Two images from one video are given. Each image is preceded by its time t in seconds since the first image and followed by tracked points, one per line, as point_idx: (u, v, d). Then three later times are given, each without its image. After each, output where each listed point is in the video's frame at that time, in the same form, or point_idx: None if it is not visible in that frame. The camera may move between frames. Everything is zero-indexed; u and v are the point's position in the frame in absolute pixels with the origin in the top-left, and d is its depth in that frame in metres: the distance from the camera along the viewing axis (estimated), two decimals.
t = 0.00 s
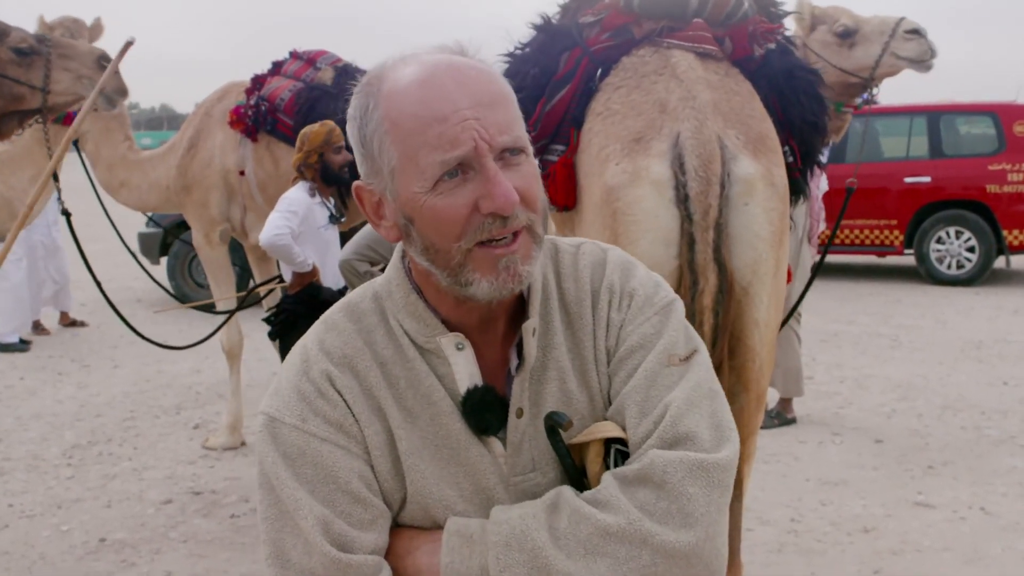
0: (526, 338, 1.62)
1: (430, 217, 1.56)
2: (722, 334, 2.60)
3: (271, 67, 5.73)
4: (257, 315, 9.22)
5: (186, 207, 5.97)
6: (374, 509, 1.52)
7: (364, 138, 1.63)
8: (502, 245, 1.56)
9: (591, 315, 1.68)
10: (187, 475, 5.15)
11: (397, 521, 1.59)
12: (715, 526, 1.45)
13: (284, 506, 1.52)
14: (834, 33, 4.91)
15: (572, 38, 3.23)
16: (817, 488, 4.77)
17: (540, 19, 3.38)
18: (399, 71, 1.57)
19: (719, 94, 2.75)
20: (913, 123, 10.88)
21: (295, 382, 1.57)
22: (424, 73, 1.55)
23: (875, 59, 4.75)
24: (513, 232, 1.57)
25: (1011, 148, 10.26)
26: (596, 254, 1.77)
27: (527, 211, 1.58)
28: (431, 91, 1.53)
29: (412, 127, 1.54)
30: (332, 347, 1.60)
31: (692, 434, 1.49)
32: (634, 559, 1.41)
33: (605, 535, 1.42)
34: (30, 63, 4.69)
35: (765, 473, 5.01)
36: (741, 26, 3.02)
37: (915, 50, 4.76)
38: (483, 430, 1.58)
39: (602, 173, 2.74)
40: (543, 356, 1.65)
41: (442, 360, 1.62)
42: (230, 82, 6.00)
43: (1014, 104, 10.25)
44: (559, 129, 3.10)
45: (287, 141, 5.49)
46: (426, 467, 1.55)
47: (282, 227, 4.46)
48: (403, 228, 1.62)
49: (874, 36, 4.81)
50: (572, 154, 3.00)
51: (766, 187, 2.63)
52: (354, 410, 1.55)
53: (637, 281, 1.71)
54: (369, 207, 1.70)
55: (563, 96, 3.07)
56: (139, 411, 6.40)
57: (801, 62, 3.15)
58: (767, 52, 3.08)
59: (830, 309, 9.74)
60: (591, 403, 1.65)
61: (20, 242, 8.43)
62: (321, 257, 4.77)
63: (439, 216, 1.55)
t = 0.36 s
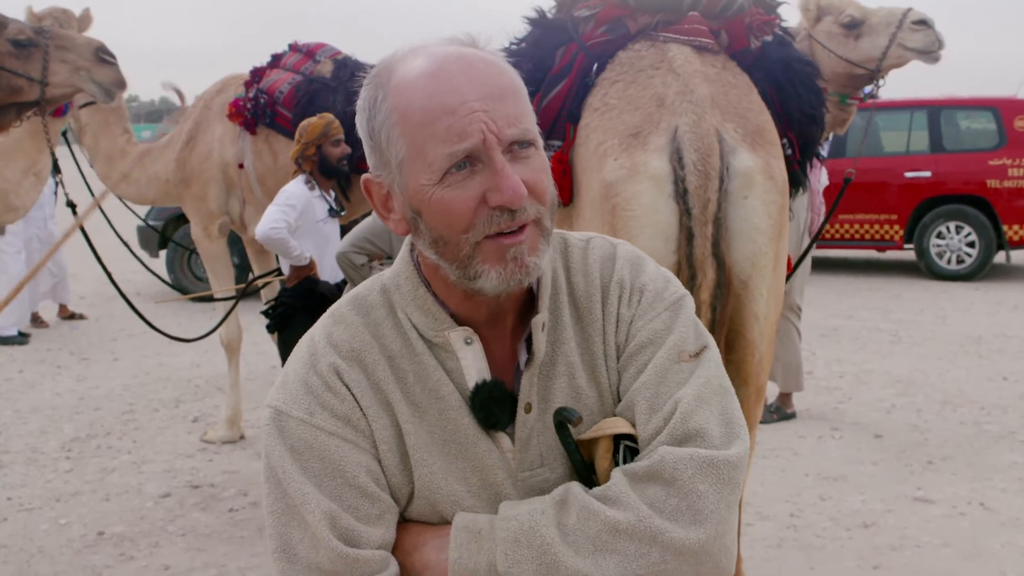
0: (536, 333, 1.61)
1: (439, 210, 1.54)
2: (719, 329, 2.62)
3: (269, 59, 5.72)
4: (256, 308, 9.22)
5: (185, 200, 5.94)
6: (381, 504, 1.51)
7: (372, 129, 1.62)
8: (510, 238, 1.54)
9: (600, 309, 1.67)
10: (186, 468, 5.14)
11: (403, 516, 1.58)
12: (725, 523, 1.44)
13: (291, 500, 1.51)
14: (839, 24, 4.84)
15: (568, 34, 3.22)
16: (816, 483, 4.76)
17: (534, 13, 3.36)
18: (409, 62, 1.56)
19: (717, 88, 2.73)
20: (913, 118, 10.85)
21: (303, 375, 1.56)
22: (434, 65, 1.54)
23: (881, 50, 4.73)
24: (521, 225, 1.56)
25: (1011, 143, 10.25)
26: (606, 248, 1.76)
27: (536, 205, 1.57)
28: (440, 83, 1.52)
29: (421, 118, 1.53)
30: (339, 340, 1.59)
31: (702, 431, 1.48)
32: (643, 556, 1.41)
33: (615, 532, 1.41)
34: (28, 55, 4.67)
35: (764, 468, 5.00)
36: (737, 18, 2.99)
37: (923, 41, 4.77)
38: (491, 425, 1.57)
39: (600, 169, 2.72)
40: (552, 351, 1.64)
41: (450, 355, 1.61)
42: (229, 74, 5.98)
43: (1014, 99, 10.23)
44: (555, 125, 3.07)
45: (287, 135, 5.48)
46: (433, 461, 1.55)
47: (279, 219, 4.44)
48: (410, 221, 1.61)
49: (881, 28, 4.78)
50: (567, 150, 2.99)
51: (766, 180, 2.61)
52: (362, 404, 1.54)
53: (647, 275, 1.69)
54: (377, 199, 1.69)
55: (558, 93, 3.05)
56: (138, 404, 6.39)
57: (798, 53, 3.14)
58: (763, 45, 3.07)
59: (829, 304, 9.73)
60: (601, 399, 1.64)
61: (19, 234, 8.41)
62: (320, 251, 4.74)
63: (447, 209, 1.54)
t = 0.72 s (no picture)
0: (535, 328, 1.60)
1: (439, 206, 1.54)
2: (732, 330, 2.55)
3: (276, 58, 5.71)
4: (262, 308, 9.22)
5: (192, 200, 5.94)
6: (382, 497, 1.51)
7: (374, 127, 1.61)
8: (510, 235, 1.54)
9: (601, 306, 1.66)
10: (193, 468, 5.14)
11: (404, 510, 1.57)
12: (722, 516, 1.43)
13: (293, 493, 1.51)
14: (849, 20, 4.82)
15: (574, 32, 3.21)
16: (824, 483, 4.74)
17: (541, 11, 3.35)
18: (410, 60, 1.55)
19: (725, 87, 2.71)
20: (920, 116, 10.79)
21: (305, 370, 1.56)
22: (435, 62, 1.53)
23: (893, 47, 4.72)
24: (521, 222, 1.55)
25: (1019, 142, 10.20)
26: (606, 247, 1.75)
27: (536, 202, 1.56)
28: (441, 81, 1.51)
29: (422, 115, 1.52)
30: (342, 335, 1.59)
31: (700, 425, 1.48)
32: (640, 549, 1.40)
33: (613, 524, 1.40)
34: (34, 55, 4.67)
35: (772, 467, 4.98)
36: (747, 16, 2.96)
37: (936, 37, 4.79)
38: (492, 420, 1.56)
39: (607, 168, 2.71)
40: (552, 347, 1.63)
41: (451, 350, 1.60)
42: (236, 73, 5.98)
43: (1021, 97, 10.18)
44: (562, 123, 3.06)
45: (294, 134, 5.47)
46: (434, 455, 1.54)
47: (284, 219, 4.44)
48: (412, 217, 1.60)
49: (891, 24, 4.76)
50: (574, 148, 2.98)
51: (774, 180, 2.60)
52: (363, 399, 1.54)
53: (647, 273, 1.68)
54: (379, 196, 1.68)
55: (566, 91, 3.04)
56: (144, 404, 6.39)
57: (806, 51, 3.13)
58: (772, 43, 3.07)
59: (837, 303, 9.70)
60: (600, 395, 1.62)
61: (26, 234, 8.43)
62: (326, 250, 4.72)
63: (447, 206, 1.53)
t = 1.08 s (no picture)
0: (519, 320, 1.60)
1: (423, 201, 1.54)
2: (731, 328, 2.57)
3: (278, 55, 5.69)
4: (263, 306, 9.21)
5: (193, 197, 5.94)
6: (368, 485, 1.50)
7: (361, 124, 1.61)
8: (492, 228, 1.54)
9: (583, 300, 1.66)
10: (193, 466, 5.14)
11: (389, 500, 1.57)
12: (702, 502, 1.42)
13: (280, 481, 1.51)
14: (851, 18, 4.81)
15: (576, 30, 3.21)
16: (825, 482, 4.73)
17: (543, 9, 3.34)
18: (397, 58, 1.56)
19: (728, 85, 2.71)
20: (922, 115, 10.76)
21: (294, 361, 1.56)
22: (421, 60, 1.53)
23: (895, 44, 4.71)
24: (503, 217, 1.55)
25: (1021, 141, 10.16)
26: (589, 243, 1.74)
27: (518, 197, 1.56)
28: (426, 78, 1.52)
29: (408, 112, 1.52)
30: (329, 328, 1.59)
31: (680, 414, 1.47)
32: (620, 533, 1.39)
33: (594, 509, 1.40)
34: (35, 52, 4.67)
35: (773, 466, 4.98)
36: (748, 15, 2.97)
37: (938, 34, 4.76)
38: (476, 410, 1.56)
39: (608, 166, 2.70)
40: (536, 340, 1.62)
41: (437, 342, 1.60)
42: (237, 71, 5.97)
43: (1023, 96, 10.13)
44: (563, 122, 3.06)
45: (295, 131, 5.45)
46: (419, 445, 1.54)
47: (283, 218, 4.43)
48: (397, 212, 1.60)
49: (893, 22, 4.76)
50: (576, 147, 2.98)
51: (776, 179, 2.59)
52: (350, 389, 1.54)
53: (628, 268, 1.68)
54: (366, 192, 1.68)
55: (568, 89, 3.03)
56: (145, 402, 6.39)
57: (808, 50, 3.11)
58: (775, 42, 3.04)
59: (838, 302, 9.69)
60: (583, 385, 1.62)
61: (26, 232, 8.43)
62: (325, 248, 4.72)
63: (431, 200, 1.53)
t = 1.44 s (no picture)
0: (507, 314, 1.61)
1: (411, 196, 1.54)
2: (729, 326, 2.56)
3: (279, 54, 5.69)
4: (263, 304, 9.22)
5: (193, 196, 5.95)
6: (359, 474, 1.51)
7: (351, 122, 1.61)
8: (480, 223, 1.54)
9: (569, 294, 1.66)
10: (193, 464, 5.14)
11: (380, 490, 1.57)
12: (686, 487, 1.43)
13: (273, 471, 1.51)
14: (851, 16, 4.81)
15: (577, 28, 3.21)
16: (825, 481, 4.74)
17: (543, 7, 3.34)
18: (386, 57, 1.56)
19: (727, 84, 2.71)
20: (922, 114, 10.77)
21: (286, 354, 1.56)
22: (409, 60, 1.54)
23: (895, 42, 4.71)
24: (490, 211, 1.56)
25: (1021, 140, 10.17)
26: (575, 240, 1.75)
27: (505, 192, 1.57)
28: (414, 76, 1.52)
29: (396, 110, 1.53)
30: (320, 321, 1.60)
31: (664, 402, 1.48)
32: (606, 518, 1.40)
33: (580, 494, 1.41)
34: (36, 51, 4.67)
35: (772, 465, 4.98)
36: (748, 14, 2.98)
37: (938, 33, 4.77)
38: (465, 401, 1.57)
39: (608, 165, 2.70)
40: (523, 333, 1.63)
41: (427, 336, 1.61)
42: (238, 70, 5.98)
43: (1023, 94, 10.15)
44: (563, 120, 3.06)
45: (295, 130, 5.46)
46: (409, 435, 1.54)
47: (283, 218, 4.43)
48: (387, 208, 1.61)
49: (893, 20, 4.76)
50: (575, 146, 2.98)
51: (775, 178, 2.59)
52: (341, 380, 1.54)
53: (613, 264, 1.69)
54: (356, 188, 1.68)
55: (568, 87, 3.03)
56: (145, 400, 6.39)
57: (808, 49, 3.12)
58: (774, 41, 3.05)
59: (838, 301, 9.69)
60: (569, 376, 1.63)
61: (26, 232, 8.45)
62: (325, 246, 4.73)
63: (420, 195, 1.54)
